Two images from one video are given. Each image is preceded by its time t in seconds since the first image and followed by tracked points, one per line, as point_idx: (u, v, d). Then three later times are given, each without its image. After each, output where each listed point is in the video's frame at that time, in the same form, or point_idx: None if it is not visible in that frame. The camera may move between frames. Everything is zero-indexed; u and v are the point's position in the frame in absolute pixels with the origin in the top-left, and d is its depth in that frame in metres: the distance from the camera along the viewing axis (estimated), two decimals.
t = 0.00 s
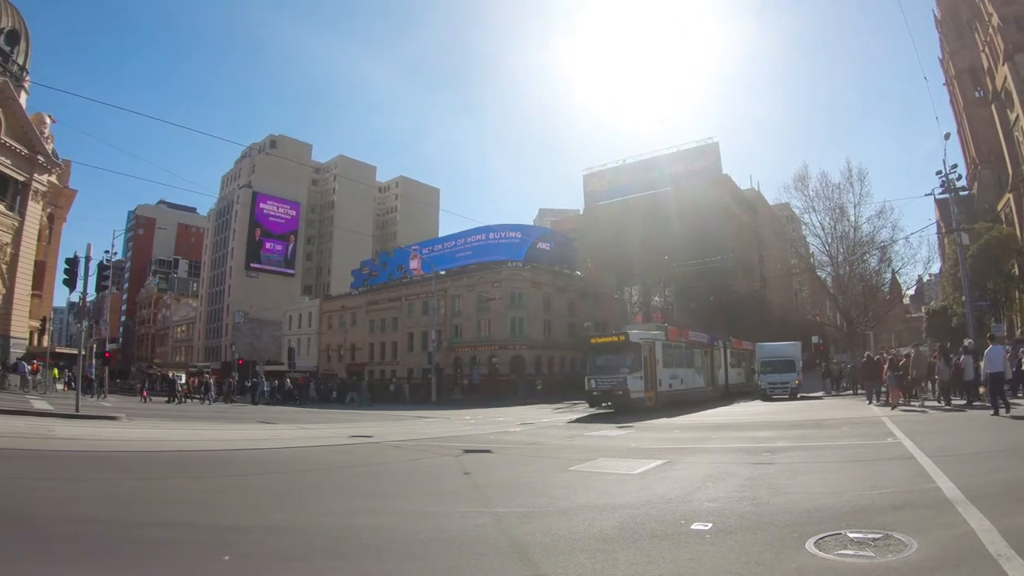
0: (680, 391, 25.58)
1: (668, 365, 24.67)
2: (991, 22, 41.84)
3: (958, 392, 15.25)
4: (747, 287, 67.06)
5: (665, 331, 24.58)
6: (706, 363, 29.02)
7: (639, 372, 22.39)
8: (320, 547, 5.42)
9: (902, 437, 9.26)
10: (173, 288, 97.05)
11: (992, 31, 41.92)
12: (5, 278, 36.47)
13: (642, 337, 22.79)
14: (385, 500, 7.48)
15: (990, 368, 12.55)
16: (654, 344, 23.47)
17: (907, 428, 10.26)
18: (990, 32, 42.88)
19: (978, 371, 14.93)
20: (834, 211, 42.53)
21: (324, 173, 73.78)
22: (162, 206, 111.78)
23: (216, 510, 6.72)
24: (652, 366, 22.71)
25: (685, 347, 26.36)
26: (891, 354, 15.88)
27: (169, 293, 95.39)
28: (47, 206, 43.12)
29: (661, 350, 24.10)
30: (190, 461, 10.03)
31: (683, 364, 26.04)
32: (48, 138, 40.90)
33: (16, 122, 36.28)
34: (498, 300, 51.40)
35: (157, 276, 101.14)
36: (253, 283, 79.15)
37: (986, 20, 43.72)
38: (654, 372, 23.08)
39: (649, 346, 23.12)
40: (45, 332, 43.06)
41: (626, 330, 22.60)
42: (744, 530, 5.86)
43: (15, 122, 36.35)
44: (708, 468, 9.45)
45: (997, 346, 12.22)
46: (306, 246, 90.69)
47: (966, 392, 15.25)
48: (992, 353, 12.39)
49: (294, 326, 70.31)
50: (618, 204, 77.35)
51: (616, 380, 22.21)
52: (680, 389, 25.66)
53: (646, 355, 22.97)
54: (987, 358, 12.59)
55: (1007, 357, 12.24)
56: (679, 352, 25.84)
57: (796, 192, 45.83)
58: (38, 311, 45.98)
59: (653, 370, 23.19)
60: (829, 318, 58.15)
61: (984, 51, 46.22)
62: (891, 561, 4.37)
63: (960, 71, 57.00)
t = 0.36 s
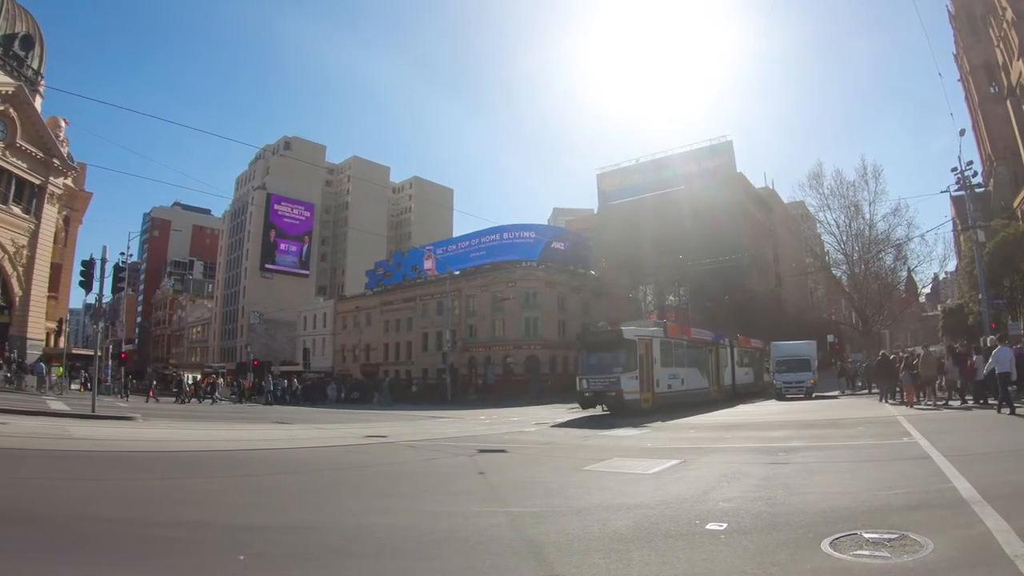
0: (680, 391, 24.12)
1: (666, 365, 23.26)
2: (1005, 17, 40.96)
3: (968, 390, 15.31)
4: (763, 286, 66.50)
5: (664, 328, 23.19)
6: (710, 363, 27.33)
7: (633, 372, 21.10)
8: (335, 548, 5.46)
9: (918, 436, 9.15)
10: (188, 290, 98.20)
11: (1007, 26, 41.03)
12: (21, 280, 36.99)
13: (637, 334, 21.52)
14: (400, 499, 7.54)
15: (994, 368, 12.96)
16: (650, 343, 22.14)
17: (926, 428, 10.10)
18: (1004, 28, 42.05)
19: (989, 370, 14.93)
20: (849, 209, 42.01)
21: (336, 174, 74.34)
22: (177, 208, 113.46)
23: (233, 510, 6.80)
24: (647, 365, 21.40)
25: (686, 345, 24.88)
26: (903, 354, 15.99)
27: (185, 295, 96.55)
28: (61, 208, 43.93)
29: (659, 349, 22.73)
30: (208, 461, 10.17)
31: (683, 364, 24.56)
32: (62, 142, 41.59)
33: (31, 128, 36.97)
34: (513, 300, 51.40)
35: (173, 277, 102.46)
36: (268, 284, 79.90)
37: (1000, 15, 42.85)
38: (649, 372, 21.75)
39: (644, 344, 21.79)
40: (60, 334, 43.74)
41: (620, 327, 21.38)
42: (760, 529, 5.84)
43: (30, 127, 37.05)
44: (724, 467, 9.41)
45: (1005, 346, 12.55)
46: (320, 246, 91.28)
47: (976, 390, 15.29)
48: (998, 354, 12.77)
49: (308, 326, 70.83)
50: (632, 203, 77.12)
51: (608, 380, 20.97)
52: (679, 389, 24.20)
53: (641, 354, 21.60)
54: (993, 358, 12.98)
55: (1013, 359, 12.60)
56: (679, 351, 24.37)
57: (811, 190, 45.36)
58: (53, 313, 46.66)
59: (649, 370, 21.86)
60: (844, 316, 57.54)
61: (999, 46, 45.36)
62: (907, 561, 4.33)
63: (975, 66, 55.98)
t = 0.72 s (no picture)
0: (680, 393, 21.97)
1: (663, 363, 21.12)
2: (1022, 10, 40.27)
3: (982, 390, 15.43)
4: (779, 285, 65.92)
5: (658, 324, 21.10)
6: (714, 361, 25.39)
7: (623, 371, 19.07)
8: (353, 547, 5.52)
9: (937, 436, 9.05)
10: (205, 291, 99.36)
11: None
12: (39, 282, 37.63)
13: (628, 330, 19.50)
14: (417, 499, 7.60)
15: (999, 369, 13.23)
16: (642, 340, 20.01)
17: (945, 427, 9.97)
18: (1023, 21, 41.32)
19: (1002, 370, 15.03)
20: (866, 207, 41.47)
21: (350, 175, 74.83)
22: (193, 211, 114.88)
23: (251, 510, 6.89)
24: (640, 364, 19.36)
25: (685, 341, 22.71)
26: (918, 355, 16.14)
27: (202, 296, 97.72)
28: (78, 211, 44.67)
29: (653, 347, 20.64)
30: (226, 461, 10.30)
31: (682, 362, 22.38)
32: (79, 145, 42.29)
33: (44, 132, 37.66)
34: (529, 300, 51.41)
35: (190, 279, 103.76)
36: (284, 285, 80.63)
37: (1018, 8, 42.12)
38: (643, 372, 19.66)
39: (635, 342, 19.69)
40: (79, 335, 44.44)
41: (607, 322, 19.40)
42: (776, 530, 5.81)
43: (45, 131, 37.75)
44: (740, 467, 9.36)
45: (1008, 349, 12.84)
46: (336, 247, 91.93)
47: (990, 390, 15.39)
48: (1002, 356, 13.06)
49: (325, 327, 71.37)
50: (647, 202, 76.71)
51: (596, 381, 18.97)
52: (678, 391, 21.98)
53: (632, 352, 19.47)
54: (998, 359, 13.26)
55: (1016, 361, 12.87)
56: (676, 348, 22.20)
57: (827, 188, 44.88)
58: (71, 314, 47.46)
59: (642, 369, 19.78)
60: (861, 315, 56.91)
61: (1016, 40, 44.60)
62: (924, 562, 4.30)
63: (992, 61, 55.14)
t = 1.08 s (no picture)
0: (674, 394, 20.35)
1: (656, 363, 19.51)
2: None
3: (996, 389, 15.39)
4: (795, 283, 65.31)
5: (650, 319, 19.50)
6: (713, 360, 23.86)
7: (609, 371, 17.48)
8: (370, 547, 5.57)
9: (956, 435, 8.93)
10: (221, 292, 100.43)
11: None
12: (56, 284, 38.25)
13: (616, 326, 17.92)
14: (432, 499, 7.64)
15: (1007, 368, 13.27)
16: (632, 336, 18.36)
17: (964, 427, 9.84)
18: None
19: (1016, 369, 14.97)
20: (883, 204, 40.88)
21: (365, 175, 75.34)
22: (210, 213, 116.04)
23: (267, 510, 6.95)
24: (628, 363, 17.80)
25: (681, 339, 21.04)
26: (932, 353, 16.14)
27: (219, 297, 98.81)
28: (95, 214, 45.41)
29: (644, 344, 18.98)
30: (243, 462, 10.41)
31: (677, 361, 20.73)
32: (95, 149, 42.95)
33: (61, 136, 38.26)
34: (545, 300, 51.39)
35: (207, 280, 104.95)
36: (300, 286, 81.33)
37: None
38: (631, 372, 18.04)
39: (624, 339, 18.06)
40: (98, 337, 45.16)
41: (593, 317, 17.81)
42: (794, 531, 5.78)
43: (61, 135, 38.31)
44: (757, 467, 9.30)
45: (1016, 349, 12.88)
46: (352, 248, 92.53)
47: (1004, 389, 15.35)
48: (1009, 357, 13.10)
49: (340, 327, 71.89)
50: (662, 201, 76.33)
51: (580, 381, 17.38)
52: (674, 393, 20.33)
53: (621, 351, 17.84)
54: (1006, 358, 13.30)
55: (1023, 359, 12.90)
56: (671, 347, 20.54)
57: (842, 185, 44.39)
58: (88, 315, 48.27)
59: (630, 369, 18.14)
60: (879, 313, 56.24)
61: None
62: (942, 564, 4.25)
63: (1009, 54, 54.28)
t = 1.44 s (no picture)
0: (666, 395, 19.43)
1: (644, 362, 18.63)
2: None
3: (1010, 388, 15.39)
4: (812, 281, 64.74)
5: (638, 315, 18.65)
6: (712, 358, 23.11)
7: (588, 371, 16.68)
8: (387, 546, 5.62)
9: (975, 434, 8.82)
10: (237, 293, 101.53)
11: None
12: (74, 287, 38.89)
13: (596, 321, 17.10)
14: (448, 499, 7.68)
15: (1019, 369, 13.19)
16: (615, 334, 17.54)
17: (982, 426, 9.71)
18: None
19: None
20: (900, 201, 40.34)
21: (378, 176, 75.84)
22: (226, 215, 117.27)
23: (284, 510, 7.03)
24: (608, 363, 16.98)
25: (673, 336, 20.19)
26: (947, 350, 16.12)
27: (235, 299, 99.93)
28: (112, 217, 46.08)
29: (630, 342, 18.08)
30: (260, 461, 10.52)
31: (670, 361, 19.86)
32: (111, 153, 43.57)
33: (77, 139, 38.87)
34: (562, 299, 51.43)
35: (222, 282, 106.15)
36: (316, 287, 82.03)
37: None
38: (614, 371, 17.19)
39: (606, 336, 17.22)
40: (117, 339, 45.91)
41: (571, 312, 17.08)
42: (811, 530, 5.75)
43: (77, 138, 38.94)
44: (774, 467, 9.24)
45: None
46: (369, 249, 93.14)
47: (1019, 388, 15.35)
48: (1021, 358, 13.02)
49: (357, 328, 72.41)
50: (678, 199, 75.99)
51: (556, 382, 16.63)
52: (666, 393, 19.48)
53: (602, 349, 17.01)
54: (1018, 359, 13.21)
55: None
56: (663, 345, 19.64)
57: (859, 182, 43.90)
58: (106, 317, 49.12)
59: (613, 368, 17.23)
60: (896, 311, 55.61)
61: None
62: (961, 565, 4.21)
63: None
